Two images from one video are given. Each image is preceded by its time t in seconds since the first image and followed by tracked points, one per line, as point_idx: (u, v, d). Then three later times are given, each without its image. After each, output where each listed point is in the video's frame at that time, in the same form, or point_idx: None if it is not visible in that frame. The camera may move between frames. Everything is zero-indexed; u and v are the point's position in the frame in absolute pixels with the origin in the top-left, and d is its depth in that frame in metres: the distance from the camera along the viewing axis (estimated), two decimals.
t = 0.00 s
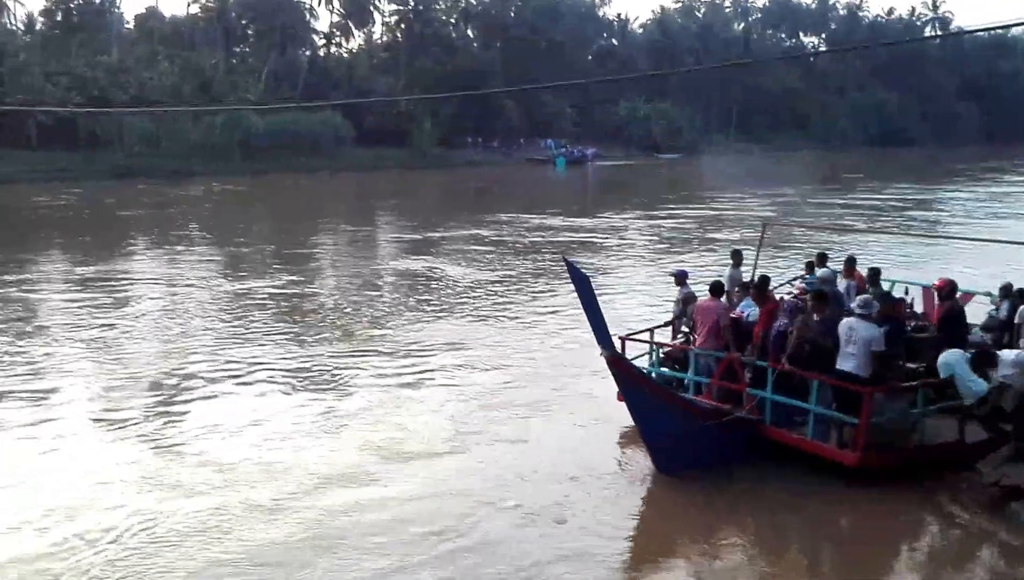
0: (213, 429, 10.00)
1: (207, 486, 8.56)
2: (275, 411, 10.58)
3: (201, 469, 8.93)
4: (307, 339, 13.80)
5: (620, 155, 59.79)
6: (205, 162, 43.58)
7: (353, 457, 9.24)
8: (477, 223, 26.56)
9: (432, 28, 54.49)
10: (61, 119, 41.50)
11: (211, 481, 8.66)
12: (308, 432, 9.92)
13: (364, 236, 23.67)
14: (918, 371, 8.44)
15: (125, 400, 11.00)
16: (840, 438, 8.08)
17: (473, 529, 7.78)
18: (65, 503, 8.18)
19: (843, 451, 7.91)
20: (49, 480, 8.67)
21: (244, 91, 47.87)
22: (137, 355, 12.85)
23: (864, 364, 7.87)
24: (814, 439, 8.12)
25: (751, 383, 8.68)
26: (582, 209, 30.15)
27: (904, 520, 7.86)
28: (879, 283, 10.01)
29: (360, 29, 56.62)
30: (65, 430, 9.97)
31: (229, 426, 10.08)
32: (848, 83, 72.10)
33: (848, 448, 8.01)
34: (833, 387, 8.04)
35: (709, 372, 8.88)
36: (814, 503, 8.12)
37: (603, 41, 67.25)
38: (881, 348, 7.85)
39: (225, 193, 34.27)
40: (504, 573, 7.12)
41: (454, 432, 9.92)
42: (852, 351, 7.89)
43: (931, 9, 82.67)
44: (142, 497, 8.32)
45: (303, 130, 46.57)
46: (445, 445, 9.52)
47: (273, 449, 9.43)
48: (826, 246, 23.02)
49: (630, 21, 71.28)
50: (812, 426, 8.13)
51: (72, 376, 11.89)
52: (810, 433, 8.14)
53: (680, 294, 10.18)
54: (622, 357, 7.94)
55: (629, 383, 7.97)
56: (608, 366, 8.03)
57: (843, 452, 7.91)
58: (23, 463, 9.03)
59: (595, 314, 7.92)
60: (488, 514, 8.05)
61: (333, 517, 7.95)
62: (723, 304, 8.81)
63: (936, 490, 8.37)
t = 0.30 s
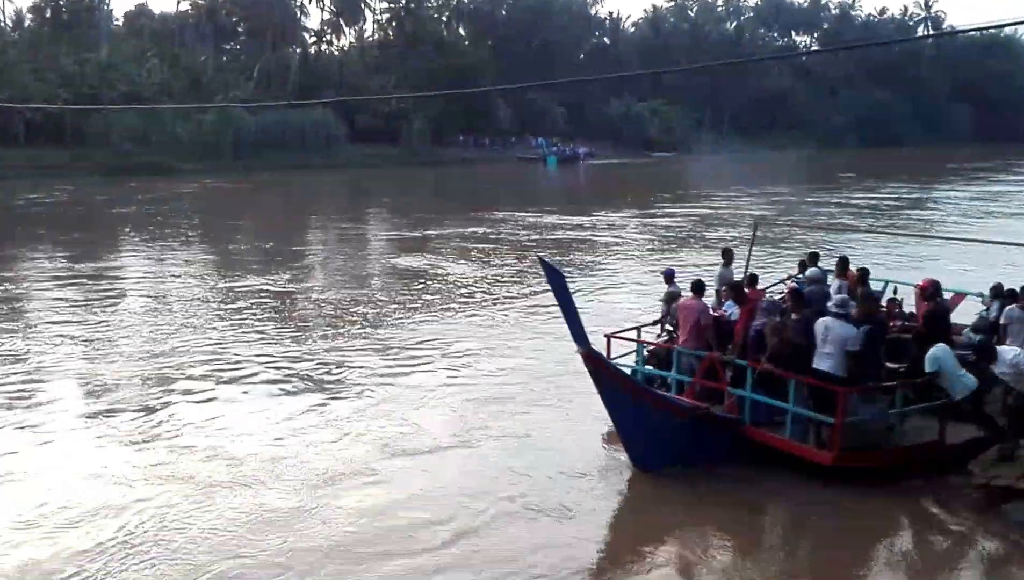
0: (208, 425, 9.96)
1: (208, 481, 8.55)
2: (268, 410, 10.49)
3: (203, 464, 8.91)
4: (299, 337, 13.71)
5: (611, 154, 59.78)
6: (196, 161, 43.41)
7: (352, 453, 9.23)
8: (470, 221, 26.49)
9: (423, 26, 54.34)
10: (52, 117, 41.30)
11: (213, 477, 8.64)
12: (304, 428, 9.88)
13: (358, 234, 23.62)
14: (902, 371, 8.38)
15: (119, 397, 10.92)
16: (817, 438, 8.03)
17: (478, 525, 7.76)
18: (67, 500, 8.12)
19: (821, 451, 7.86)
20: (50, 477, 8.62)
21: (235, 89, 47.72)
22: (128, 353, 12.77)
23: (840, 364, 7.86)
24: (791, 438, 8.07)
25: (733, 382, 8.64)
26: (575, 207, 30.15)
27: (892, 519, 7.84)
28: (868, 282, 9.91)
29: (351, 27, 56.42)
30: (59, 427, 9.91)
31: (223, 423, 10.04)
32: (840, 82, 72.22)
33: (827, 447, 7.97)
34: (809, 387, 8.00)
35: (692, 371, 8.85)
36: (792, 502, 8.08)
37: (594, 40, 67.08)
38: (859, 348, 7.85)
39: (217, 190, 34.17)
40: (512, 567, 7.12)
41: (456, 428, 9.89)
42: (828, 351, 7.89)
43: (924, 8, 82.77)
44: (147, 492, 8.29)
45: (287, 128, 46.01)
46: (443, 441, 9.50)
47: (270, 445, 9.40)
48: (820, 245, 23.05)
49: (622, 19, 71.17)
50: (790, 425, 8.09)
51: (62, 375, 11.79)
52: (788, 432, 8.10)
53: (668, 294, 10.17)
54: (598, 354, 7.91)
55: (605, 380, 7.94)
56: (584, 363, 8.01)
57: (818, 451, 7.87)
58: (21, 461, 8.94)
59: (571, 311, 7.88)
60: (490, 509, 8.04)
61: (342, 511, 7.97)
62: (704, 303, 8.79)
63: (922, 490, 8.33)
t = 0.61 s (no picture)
0: (199, 421, 9.99)
1: (204, 476, 8.62)
2: (259, 406, 10.52)
3: (198, 459, 8.98)
4: (285, 333, 13.73)
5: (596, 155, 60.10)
6: (183, 160, 43.30)
7: (348, 448, 9.30)
8: (460, 220, 26.63)
9: (411, 27, 54.45)
10: (37, 115, 41.08)
11: (211, 471, 8.71)
12: (296, 423, 9.94)
13: (347, 233, 23.59)
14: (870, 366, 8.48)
15: (107, 393, 10.92)
16: (783, 433, 8.16)
17: (473, 518, 7.87)
18: (64, 496, 8.14)
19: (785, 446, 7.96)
20: (47, 473, 8.63)
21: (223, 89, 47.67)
22: (112, 350, 12.75)
23: (804, 361, 8.02)
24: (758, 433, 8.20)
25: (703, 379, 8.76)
26: (564, 207, 30.42)
27: (865, 512, 7.91)
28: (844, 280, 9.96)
29: (339, 27, 56.40)
30: (48, 423, 9.91)
31: (215, 419, 10.09)
32: (821, 84, 72.97)
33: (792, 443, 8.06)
34: (777, 383, 8.13)
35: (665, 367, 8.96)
36: (761, 496, 8.17)
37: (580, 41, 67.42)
38: (824, 346, 8.02)
39: (204, 189, 34.11)
40: (508, 560, 7.24)
41: (448, 423, 9.97)
42: (794, 347, 8.03)
43: (904, 12, 83.74)
44: (145, 487, 8.35)
45: (273, 127, 45.89)
46: (440, 434, 9.63)
47: (263, 440, 9.47)
48: (804, 244, 23.31)
49: (607, 21, 71.50)
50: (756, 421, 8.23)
51: (47, 371, 11.75)
52: (755, 427, 8.23)
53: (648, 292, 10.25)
54: (565, 349, 8.03)
55: (573, 374, 8.07)
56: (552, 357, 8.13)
57: (783, 445, 7.97)
58: (16, 458, 8.95)
59: (538, 306, 8.00)
60: (483, 503, 8.15)
61: (342, 505, 8.06)
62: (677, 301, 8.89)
63: (897, 485, 8.39)
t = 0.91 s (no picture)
0: (195, 423, 10.07)
1: (206, 475, 8.72)
2: (254, 407, 10.61)
3: (198, 458, 9.07)
4: (276, 337, 13.80)
5: (581, 161, 60.55)
6: (172, 165, 43.23)
7: (347, 448, 9.43)
8: (454, 226, 26.91)
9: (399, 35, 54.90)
10: (24, 121, 40.86)
11: (213, 470, 8.81)
12: (293, 425, 10.05)
13: (337, 238, 23.67)
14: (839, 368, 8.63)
15: (100, 396, 10.95)
16: (752, 433, 8.27)
17: (471, 513, 8.02)
18: (68, 495, 8.21)
19: (753, 445, 8.08)
20: (49, 473, 8.69)
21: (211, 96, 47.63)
22: (102, 354, 12.76)
23: (771, 362, 8.02)
24: (728, 433, 8.33)
25: (676, 380, 8.84)
26: (553, 212, 30.75)
27: (839, 509, 8.05)
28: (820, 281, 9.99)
29: (327, 35, 56.53)
30: (45, 425, 9.95)
31: (211, 420, 10.17)
32: (801, 91, 73.89)
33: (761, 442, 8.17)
34: (745, 384, 8.20)
35: (638, 368, 9.05)
36: (734, 493, 8.30)
37: (565, 48, 68.03)
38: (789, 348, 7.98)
39: (194, 194, 34.10)
40: (507, 553, 7.40)
41: (446, 423, 10.14)
42: (760, 349, 8.04)
43: (881, 21, 85.05)
44: (149, 485, 8.44)
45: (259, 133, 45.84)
46: (442, 433, 9.84)
47: (261, 441, 9.58)
48: (788, 249, 23.70)
49: (591, 29, 72.02)
50: (725, 421, 8.33)
51: (37, 375, 11.76)
52: (724, 427, 8.33)
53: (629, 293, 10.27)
54: (538, 350, 8.16)
55: (546, 376, 8.20)
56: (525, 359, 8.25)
57: (751, 445, 8.10)
58: (16, 459, 9.00)
59: (510, 310, 8.12)
60: (479, 500, 8.29)
61: (346, 501, 8.20)
62: (651, 304, 8.91)
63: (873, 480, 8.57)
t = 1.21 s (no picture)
0: (190, 428, 10.14)
1: (204, 479, 8.79)
2: (249, 412, 10.71)
3: (195, 464, 9.14)
4: (268, 342, 13.86)
5: (572, 168, 60.77)
6: (165, 171, 43.25)
7: (344, 451, 9.54)
8: (448, 232, 27.13)
9: (390, 43, 55.12)
10: (17, 127, 40.85)
11: (211, 475, 8.90)
12: (290, 428, 10.15)
13: (328, 243, 23.72)
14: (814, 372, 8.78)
15: (95, 402, 11.00)
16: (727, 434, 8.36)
17: (465, 516, 8.10)
18: (69, 500, 8.27)
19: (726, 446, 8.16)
20: (48, 479, 8.75)
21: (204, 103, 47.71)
22: (95, 360, 12.81)
23: (744, 364, 8.11)
24: (703, 434, 8.42)
25: (654, 382, 8.95)
26: (544, 217, 30.98)
27: (819, 510, 8.13)
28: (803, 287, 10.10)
29: (319, 42, 56.65)
30: (41, 431, 10.01)
31: (206, 425, 10.25)
32: (788, 98, 74.42)
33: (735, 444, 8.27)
34: (719, 386, 8.29)
35: (619, 371, 9.18)
36: (710, 494, 8.41)
37: (555, 56, 68.33)
38: (761, 349, 8.09)
39: (190, 200, 34.13)
40: (503, 552, 7.51)
41: (445, 424, 10.36)
42: (733, 351, 8.13)
43: (866, 30, 85.82)
44: (146, 490, 8.51)
45: (251, 140, 45.88)
46: (444, 433, 10.07)
47: (258, 445, 9.67)
48: (778, 253, 23.93)
49: (580, 38, 72.39)
50: (701, 423, 8.42)
51: (31, 381, 11.80)
52: (698, 430, 8.42)
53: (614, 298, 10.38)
54: (514, 351, 8.36)
55: (522, 376, 8.41)
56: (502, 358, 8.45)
57: (725, 446, 8.19)
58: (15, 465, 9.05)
59: (488, 312, 8.31)
60: (472, 502, 8.39)
61: (345, 503, 8.28)
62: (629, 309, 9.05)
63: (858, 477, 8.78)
